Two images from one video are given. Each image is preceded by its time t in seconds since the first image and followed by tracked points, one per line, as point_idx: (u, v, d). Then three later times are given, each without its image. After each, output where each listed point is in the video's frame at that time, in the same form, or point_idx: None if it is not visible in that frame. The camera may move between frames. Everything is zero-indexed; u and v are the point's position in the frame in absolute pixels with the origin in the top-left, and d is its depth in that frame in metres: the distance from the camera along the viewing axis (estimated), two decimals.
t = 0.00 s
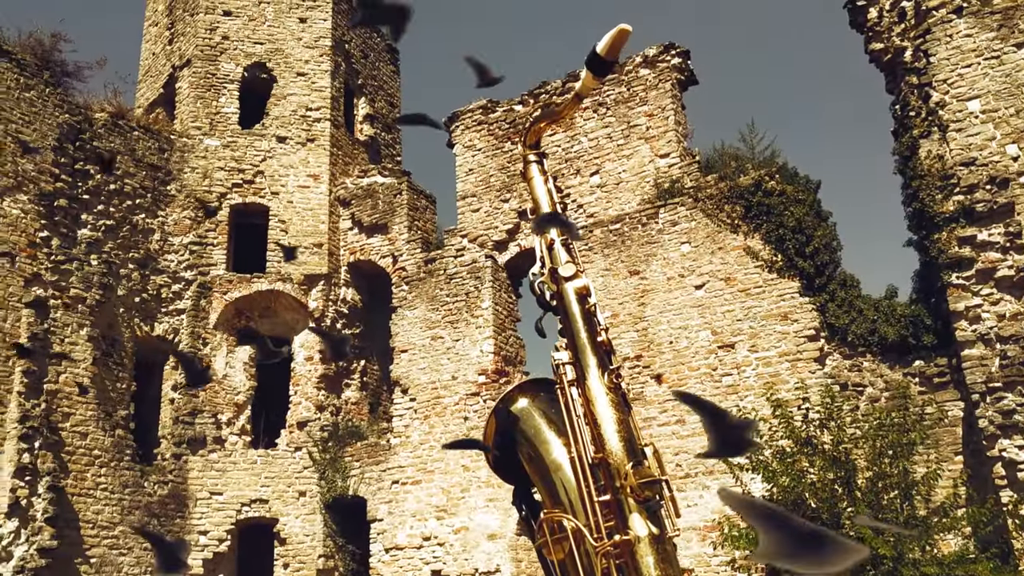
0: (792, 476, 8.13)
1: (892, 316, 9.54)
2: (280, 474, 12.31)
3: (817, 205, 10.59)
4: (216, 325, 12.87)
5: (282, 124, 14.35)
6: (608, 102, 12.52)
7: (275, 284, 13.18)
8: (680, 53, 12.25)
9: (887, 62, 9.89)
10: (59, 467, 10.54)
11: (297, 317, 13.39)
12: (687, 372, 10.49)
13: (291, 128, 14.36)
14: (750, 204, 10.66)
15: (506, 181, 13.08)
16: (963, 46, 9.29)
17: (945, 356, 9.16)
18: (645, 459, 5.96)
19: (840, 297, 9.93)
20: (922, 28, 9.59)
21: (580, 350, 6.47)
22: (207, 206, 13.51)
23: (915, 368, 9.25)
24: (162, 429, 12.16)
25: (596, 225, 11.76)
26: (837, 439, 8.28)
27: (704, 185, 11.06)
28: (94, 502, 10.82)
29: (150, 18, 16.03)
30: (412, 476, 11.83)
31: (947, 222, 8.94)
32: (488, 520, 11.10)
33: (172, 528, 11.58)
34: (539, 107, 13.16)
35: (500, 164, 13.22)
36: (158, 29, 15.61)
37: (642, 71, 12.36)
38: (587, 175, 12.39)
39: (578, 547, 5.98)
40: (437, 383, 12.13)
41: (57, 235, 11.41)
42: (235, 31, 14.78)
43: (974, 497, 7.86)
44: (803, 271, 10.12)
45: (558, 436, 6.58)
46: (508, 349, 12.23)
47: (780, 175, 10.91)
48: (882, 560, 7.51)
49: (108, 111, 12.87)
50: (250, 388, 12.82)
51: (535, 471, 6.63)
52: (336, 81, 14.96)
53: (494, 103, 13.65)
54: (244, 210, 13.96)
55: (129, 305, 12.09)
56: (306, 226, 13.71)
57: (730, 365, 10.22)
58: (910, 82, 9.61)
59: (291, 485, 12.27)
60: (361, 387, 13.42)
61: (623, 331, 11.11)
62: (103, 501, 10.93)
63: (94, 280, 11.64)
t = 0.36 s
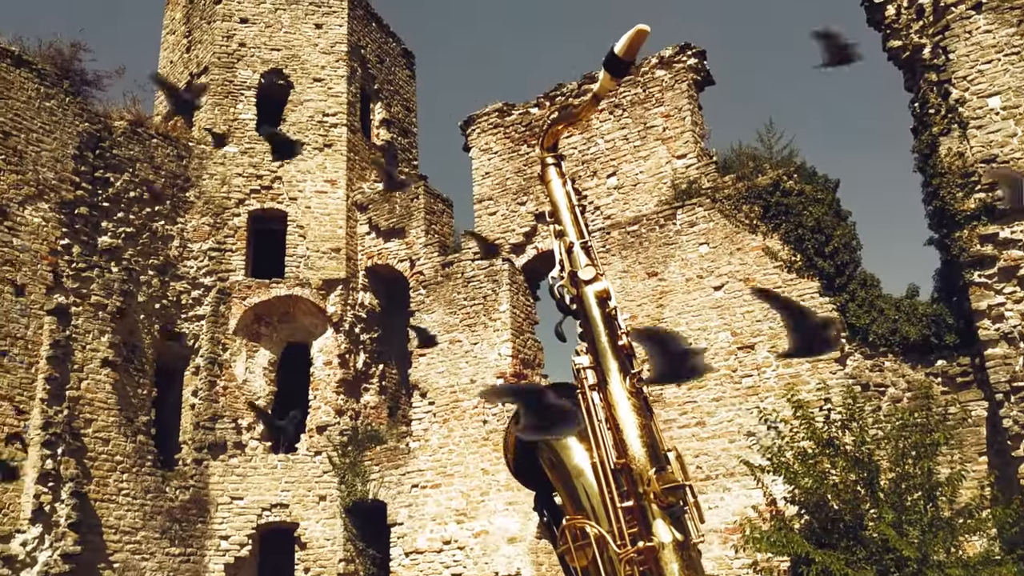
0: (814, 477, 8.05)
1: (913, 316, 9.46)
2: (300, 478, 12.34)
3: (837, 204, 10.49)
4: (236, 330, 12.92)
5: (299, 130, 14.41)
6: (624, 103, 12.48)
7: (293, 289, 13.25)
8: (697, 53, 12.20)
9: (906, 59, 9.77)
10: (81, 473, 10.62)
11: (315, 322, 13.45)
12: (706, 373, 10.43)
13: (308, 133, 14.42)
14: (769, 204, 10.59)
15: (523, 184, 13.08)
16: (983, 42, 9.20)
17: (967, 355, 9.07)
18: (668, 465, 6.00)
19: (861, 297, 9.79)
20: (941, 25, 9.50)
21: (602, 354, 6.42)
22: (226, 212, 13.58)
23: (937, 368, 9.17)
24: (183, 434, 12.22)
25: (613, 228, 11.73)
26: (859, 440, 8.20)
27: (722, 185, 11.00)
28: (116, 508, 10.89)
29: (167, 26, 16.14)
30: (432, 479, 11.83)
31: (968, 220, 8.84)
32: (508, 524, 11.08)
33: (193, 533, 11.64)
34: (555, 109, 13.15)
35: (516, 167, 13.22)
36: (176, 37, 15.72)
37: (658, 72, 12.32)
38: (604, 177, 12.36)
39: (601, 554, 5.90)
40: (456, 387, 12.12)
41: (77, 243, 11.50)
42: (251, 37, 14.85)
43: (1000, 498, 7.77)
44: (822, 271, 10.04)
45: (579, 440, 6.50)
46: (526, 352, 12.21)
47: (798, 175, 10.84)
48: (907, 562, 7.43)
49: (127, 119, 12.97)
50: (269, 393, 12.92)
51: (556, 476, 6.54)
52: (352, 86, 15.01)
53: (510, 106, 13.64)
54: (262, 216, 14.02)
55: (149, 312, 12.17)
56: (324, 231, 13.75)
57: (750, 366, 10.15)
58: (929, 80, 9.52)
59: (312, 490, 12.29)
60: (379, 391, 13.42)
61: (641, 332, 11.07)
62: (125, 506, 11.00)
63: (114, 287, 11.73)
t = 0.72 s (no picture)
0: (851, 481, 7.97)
1: (948, 315, 9.29)
2: (334, 491, 12.38)
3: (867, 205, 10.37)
4: (268, 345, 12.98)
5: (325, 145, 14.53)
6: (648, 110, 12.46)
7: (323, 303, 13.34)
8: (720, 57, 12.16)
9: (934, 57, 9.65)
10: (119, 489, 10.74)
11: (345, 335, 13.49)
12: (738, 379, 10.34)
13: (335, 149, 14.53)
14: (798, 206, 10.50)
15: (549, 193, 13.08)
16: (1012, 37, 9.08)
17: (1006, 355, 8.88)
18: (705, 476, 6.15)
19: (894, 297, 9.70)
20: (969, 21, 9.39)
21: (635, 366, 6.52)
22: (255, 228, 13.71)
23: (974, 368, 9.01)
24: (218, 449, 12.34)
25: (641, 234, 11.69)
26: (896, 443, 8.09)
27: (749, 189, 10.94)
28: (153, 524, 11.00)
29: (194, 46, 16.35)
30: (465, 491, 11.82)
31: (1002, 217, 8.71)
32: (542, 534, 11.05)
33: (229, 547, 11.72)
34: (579, 117, 13.15)
35: (542, 176, 13.22)
36: (202, 57, 15.92)
37: (682, 77, 12.29)
38: (630, 184, 12.33)
39: (641, 567, 5.89)
40: (486, 397, 12.12)
41: (110, 262, 11.67)
42: (277, 55, 15.01)
43: None
44: (854, 273, 9.94)
45: (615, 452, 6.39)
46: (556, 360, 12.19)
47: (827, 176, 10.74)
48: (948, 567, 7.31)
49: (156, 139, 13.16)
50: (302, 407, 12.91)
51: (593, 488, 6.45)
52: (377, 101, 15.11)
53: (534, 116, 13.66)
54: (292, 231, 14.13)
55: (182, 329, 12.30)
56: (353, 244, 13.84)
57: (783, 370, 10.06)
58: (958, 77, 9.40)
59: (345, 503, 12.31)
60: (411, 403, 13.40)
61: (671, 338, 11.01)
62: (162, 521, 11.11)
63: (147, 306, 11.88)
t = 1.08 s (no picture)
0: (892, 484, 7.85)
1: (986, 312, 9.16)
2: (371, 507, 12.36)
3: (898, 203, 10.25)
4: (301, 363, 13.05)
5: (352, 163, 14.65)
6: (673, 116, 12.42)
7: (354, 319, 13.38)
8: (744, 61, 12.10)
9: (962, 51, 9.51)
10: (159, 510, 10.85)
11: (377, 350, 13.53)
12: (774, 384, 10.23)
13: (361, 166, 14.64)
14: (828, 207, 10.39)
15: (575, 203, 13.07)
16: None
17: None
18: (743, 483, 5.80)
19: (929, 296, 9.56)
20: (996, 14, 9.27)
21: (667, 373, 6.34)
22: (285, 247, 13.82)
23: (1015, 366, 8.83)
24: (255, 468, 12.36)
25: (670, 241, 11.63)
26: (937, 444, 7.95)
27: (778, 191, 10.86)
28: (194, 543, 11.09)
29: (221, 70, 16.58)
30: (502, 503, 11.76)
31: None
32: (580, 545, 10.98)
33: (268, 566, 11.72)
34: (603, 126, 13.15)
35: (568, 186, 13.21)
36: (229, 80, 16.14)
37: (705, 82, 12.25)
38: (657, 191, 12.27)
39: None
40: (519, 409, 12.11)
41: (145, 285, 11.84)
42: (302, 75, 15.17)
43: None
44: (887, 273, 9.82)
45: (649, 461, 6.52)
46: (588, 370, 12.15)
47: (856, 176, 10.63)
48: (997, 569, 7.15)
49: (186, 162, 13.35)
50: (336, 423, 12.96)
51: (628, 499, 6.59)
52: (402, 117, 15.21)
53: (558, 126, 13.68)
54: (321, 249, 14.24)
55: (216, 349, 12.43)
56: (382, 260, 13.92)
57: (819, 374, 9.94)
58: (987, 70, 9.28)
59: (382, 518, 12.29)
60: (444, 417, 13.42)
61: (704, 344, 10.93)
62: (202, 541, 11.19)
63: (182, 327, 12.01)
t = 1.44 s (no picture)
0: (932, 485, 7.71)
1: None
2: (406, 517, 12.40)
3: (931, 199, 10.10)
4: (334, 375, 13.13)
5: (379, 175, 14.72)
6: (699, 118, 12.34)
7: (385, 330, 13.42)
8: (769, 60, 12.01)
9: (992, 44, 9.35)
10: (196, 524, 10.94)
11: (408, 360, 13.54)
12: (809, 385, 10.11)
13: (388, 178, 14.71)
14: (859, 205, 10.25)
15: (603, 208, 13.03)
16: None
17: None
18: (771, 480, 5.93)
19: (965, 293, 9.40)
20: None
21: (692, 368, 6.40)
22: (315, 261, 13.91)
23: None
24: (290, 480, 12.48)
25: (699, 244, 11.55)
26: (978, 443, 7.81)
27: (808, 191, 10.75)
28: (231, 557, 11.17)
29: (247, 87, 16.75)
30: (536, 511, 11.75)
31: None
32: (617, 552, 10.91)
33: None
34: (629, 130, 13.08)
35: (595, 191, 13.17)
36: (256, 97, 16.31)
37: (731, 83, 12.17)
38: (685, 194, 12.19)
39: None
40: (552, 416, 12.06)
41: (178, 302, 11.98)
42: (327, 90, 15.29)
43: None
44: (922, 270, 9.68)
45: (677, 459, 6.31)
46: (620, 376, 12.08)
47: (887, 172, 10.50)
48: None
49: (216, 180, 13.50)
50: (370, 435, 13.01)
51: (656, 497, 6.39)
52: (427, 128, 15.27)
53: (584, 132, 13.66)
54: (350, 262, 14.31)
55: (250, 363, 12.53)
56: (411, 271, 13.96)
57: (854, 374, 9.80)
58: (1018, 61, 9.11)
59: (417, 528, 12.34)
60: (477, 426, 13.43)
61: (737, 347, 10.82)
62: (240, 554, 11.26)
63: (215, 342, 12.12)
